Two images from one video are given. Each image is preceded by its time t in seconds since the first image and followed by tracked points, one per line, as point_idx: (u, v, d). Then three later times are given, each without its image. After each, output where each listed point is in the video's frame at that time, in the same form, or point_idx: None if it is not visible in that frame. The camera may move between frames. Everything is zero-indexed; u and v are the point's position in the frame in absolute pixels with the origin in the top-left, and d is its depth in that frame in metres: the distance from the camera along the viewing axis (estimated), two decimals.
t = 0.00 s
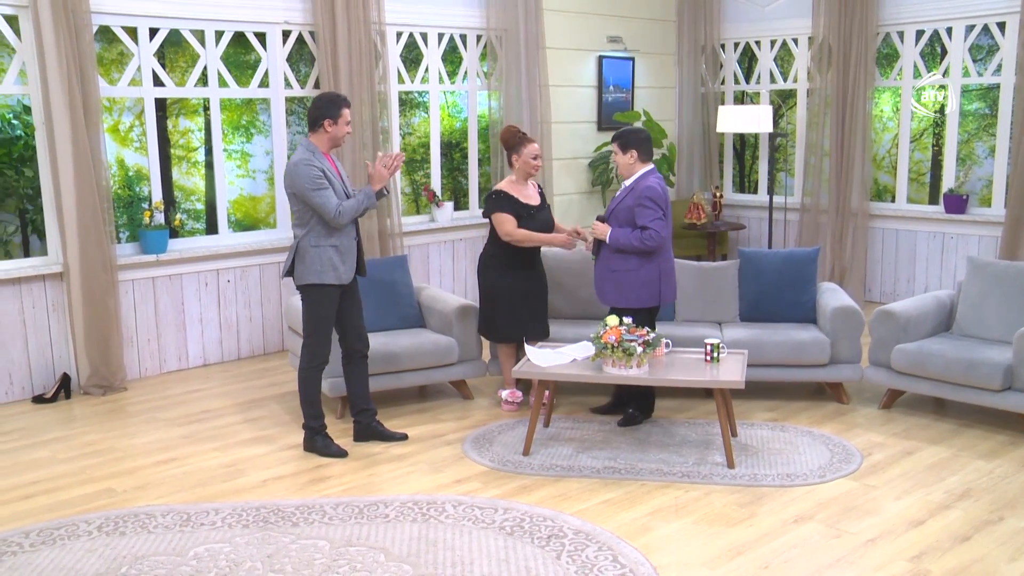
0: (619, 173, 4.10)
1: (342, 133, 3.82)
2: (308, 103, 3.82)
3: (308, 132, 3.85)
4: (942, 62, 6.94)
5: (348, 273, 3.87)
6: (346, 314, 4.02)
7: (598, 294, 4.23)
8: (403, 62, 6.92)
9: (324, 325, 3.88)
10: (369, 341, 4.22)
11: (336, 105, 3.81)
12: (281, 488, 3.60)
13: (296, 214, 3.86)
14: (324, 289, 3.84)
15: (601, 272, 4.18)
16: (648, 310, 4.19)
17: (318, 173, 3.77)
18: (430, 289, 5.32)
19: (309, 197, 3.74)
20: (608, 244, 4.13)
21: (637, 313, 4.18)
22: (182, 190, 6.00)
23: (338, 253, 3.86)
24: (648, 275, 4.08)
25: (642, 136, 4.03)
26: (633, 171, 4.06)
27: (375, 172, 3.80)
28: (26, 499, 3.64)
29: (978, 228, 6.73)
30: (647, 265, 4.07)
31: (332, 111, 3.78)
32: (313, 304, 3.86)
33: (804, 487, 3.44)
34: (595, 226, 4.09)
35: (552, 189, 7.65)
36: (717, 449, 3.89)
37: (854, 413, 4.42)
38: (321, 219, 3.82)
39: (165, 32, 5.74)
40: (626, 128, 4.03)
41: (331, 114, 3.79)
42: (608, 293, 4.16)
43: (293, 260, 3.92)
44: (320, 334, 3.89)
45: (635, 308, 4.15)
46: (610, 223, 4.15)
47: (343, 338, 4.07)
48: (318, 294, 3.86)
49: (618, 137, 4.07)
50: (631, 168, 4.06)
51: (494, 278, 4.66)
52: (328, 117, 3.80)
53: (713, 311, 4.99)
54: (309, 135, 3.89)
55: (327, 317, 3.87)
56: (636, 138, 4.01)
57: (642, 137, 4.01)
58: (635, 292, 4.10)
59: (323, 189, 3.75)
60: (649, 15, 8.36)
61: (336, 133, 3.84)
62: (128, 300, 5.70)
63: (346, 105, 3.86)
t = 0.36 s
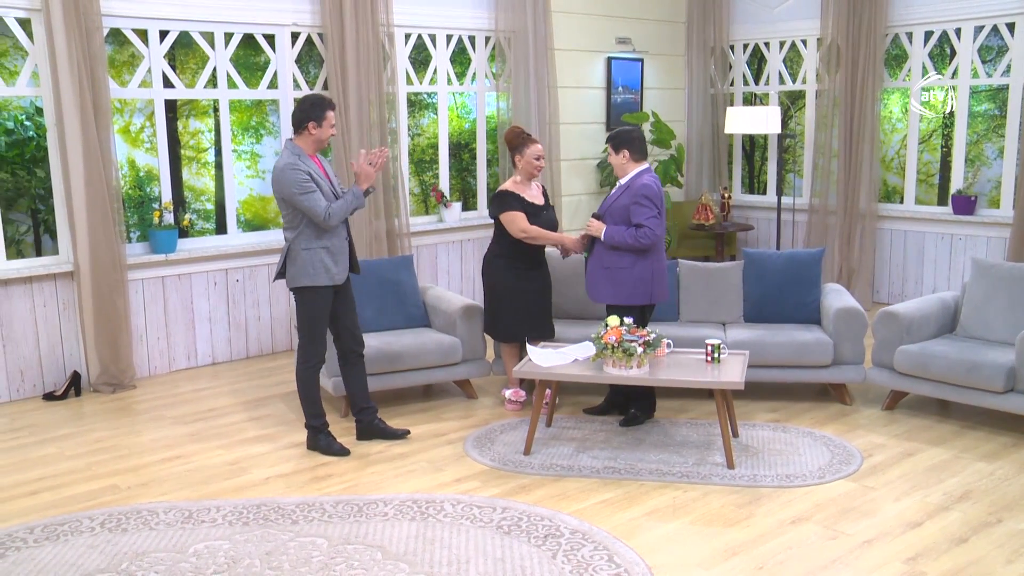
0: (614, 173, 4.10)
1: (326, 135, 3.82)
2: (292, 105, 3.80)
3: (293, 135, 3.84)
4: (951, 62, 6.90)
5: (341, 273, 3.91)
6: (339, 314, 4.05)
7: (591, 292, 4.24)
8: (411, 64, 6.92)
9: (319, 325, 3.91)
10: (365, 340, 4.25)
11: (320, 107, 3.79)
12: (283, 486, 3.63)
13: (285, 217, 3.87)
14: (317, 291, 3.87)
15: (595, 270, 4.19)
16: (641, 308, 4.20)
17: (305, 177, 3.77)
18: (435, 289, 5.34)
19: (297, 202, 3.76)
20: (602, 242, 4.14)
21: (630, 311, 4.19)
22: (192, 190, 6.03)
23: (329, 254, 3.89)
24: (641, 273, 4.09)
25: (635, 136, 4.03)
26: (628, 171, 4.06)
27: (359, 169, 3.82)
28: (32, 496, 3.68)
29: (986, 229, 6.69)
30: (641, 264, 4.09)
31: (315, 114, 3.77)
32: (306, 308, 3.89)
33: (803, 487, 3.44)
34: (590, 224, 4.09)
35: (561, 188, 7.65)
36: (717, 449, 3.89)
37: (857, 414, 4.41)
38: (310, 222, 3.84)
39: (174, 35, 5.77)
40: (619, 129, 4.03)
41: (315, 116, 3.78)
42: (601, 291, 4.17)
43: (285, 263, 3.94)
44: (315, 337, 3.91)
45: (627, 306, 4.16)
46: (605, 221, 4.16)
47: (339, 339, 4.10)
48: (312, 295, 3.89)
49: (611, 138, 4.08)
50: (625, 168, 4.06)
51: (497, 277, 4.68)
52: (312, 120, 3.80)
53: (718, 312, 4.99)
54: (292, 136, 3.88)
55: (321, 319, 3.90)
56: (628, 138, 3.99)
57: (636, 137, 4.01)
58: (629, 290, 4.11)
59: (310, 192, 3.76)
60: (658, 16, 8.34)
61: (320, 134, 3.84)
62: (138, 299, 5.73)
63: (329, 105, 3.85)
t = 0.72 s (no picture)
0: (608, 173, 4.13)
1: (316, 137, 3.84)
2: (281, 108, 3.83)
3: (282, 137, 3.87)
4: (951, 63, 6.89)
5: (333, 275, 3.93)
6: (331, 313, 4.08)
7: (586, 293, 4.25)
8: (413, 65, 6.93)
9: (313, 326, 3.93)
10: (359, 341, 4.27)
11: (308, 110, 3.82)
12: (280, 485, 3.65)
13: (276, 221, 3.89)
14: (309, 293, 3.90)
15: (589, 271, 4.21)
16: (636, 308, 4.20)
17: (294, 181, 3.79)
18: (434, 290, 5.36)
19: (287, 206, 3.78)
20: (596, 243, 4.16)
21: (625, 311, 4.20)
22: (195, 191, 6.05)
23: (320, 257, 3.91)
24: (634, 273, 4.10)
25: (628, 136, 4.07)
26: (622, 170, 4.08)
27: (348, 170, 3.85)
28: (32, 494, 3.71)
29: (987, 230, 6.68)
30: (634, 264, 4.09)
31: (304, 117, 3.80)
32: (300, 309, 3.91)
33: (798, 488, 3.44)
34: (583, 226, 4.11)
35: (562, 189, 7.66)
36: (713, 450, 3.90)
37: (854, 415, 4.41)
38: (301, 225, 3.86)
39: (177, 37, 5.79)
40: (611, 130, 4.10)
41: (304, 118, 3.81)
42: (595, 292, 4.18)
43: (278, 265, 3.96)
44: (309, 337, 3.94)
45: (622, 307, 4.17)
46: (598, 222, 4.17)
47: (334, 338, 4.13)
48: (304, 297, 3.91)
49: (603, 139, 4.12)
50: (618, 168, 4.09)
51: (496, 277, 4.69)
52: (301, 123, 3.82)
53: (716, 312, 4.99)
54: (282, 139, 3.91)
55: (315, 320, 3.92)
56: (621, 138, 4.05)
57: (628, 137, 4.05)
58: (623, 291, 4.11)
59: (300, 197, 3.78)
60: (661, 17, 8.33)
61: (309, 137, 3.87)
62: (140, 300, 5.75)
63: (318, 108, 3.87)
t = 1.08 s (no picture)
0: (598, 174, 4.14)
1: (307, 139, 3.86)
2: (272, 110, 3.84)
3: (272, 139, 3.89)
4: (945, 64, 6.90)
5: (323, 276, 3.96)
6: (322, 314, 4.10)
7: (579, 295, 4.28)
8: (409, 67, 6.95)
9: (304, 326, 3.95)
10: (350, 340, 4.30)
11: (300, 112, 3.83)
12: (273, 484, 3.66)
13: (266, 223, 3.91)
14: (300, 294, 3.92)
15: (581, 273, 4.23)
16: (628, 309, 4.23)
17: (285, 184, 3.81)
18: (429, 290, 5.37)
19: (278, 209, 3.79)
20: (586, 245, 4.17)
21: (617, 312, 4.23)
22: (192, 191, 6.06)
23: (311, 259, 3.93)
24: (625, 274, 4.12)
25: (616, 137, 4.08)
26: (610, 172, 4.10)
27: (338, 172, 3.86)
28: (27, 493, 3.72)
29: (980, 230, 6.69)
30: (625, 265, 4.12)
31: (296, 119, 3.81)
32: (291, 311, 3.93)
33: (789, 487, 3.45)
34: (573, 229, 4.13)
35: (558, 190, 7.67)
36: (706, 450, 3.91)
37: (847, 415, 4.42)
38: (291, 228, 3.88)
39: (174, 38, 5.80)
40: (599, 131, 4.11)
41: (295, 121, 3.82)
42: (587, 294, 4.21)
43: (268, 266, 3.98)
44: (301, 337, 3.96)
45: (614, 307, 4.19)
46: (588, 224, 4.19)
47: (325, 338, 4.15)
48: (295, 298, 3.93)
49: (592, 141, 4.13)
50: (608, 169, 4.10)
51: (491, 278, 4.70)
52: (293, 125, 3.84)
53: (709, 313, 5.01)
54: (272, 141, 3.92)
55: (306, 321, 3.94)
56: (610, 139, 4.06)
57: (617, 138, 4.06)
58: (614, 292, 4.14)
59: (291, 200, 3.80)
60: (657, 19, 8.35)
61: (301, 139, 3.88)
62: (137, 301, 5.77)
63: (310, 111, 3.89)
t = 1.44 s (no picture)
0: (591, 174, 4.14)
1: (300, 141, 3.87)
2: (266, 111, 3.85)
3: (265, 140, 3.89)
4: (941, 65, 6.91)
5: (315, 277, 3.97)
6: (315, 314, 4.11)
7: (574, 296, 4.27)
8: (407, 67, 6.95)
9: (298, 326, 3.95)
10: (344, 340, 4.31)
11: (293, 114, 3.85)
12: (268, 484, 3.67)
13: (258, 223, 3.90)
14: (292, 295, 3.92)
15: (576, 274, 4.23)
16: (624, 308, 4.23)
17: (277, 185, 3.80)
18: (425, 290, 5.38)
19: (271, 210, 3.79)
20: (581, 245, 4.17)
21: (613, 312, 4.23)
22: (190, 192, 6.07)
23: (303, 259, 3.93)
24: (621, 274, 4.13)
25: (608, 138, 4.09)
26: (604, 173, 4.11)
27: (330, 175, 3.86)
28: (23, 493, 3.73)
29: (976, 231, 6.70)
30: (620, 265, 4.12)
31: (290, 120, 3.83)
32: (285, 311, 3.94)
33: (783, 487, 3.46)
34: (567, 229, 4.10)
35: (555, 190, 7.68)
36: (700, 449, 3.92)
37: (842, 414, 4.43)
38: (283, 229, 3.88)
39: (171, 39, 5.81)
40: (593, 132, 4.12)
41: (289, 122, 3.84)
42: (583, 294, 4.21)
43: (259, 266, 3.98)
44: (295, 337, 3.97)
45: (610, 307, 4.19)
46: (582, 224, 4.19)
47: (319, 337, 4.16)
48: (287, 298, 3.94)
49: (585, 142, 4.13)
50: (601, 169, 4.10)
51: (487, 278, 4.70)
52: (286, 126, 3.86)
53: (704, 313, 5.02)
54: (264, 142, 3.92)
55: (300, 321, 3.95)
56: (604, 140, 4.07)
57: (610, 139, 4.08)
58: (610, 292, 4.14)
59: (284, 201, 3.80)
60: (654, 19, 8.36)
61: (293, 141, 3.89)
62: (134, 301, 5.77)
63: (303, 113, 3.90)
